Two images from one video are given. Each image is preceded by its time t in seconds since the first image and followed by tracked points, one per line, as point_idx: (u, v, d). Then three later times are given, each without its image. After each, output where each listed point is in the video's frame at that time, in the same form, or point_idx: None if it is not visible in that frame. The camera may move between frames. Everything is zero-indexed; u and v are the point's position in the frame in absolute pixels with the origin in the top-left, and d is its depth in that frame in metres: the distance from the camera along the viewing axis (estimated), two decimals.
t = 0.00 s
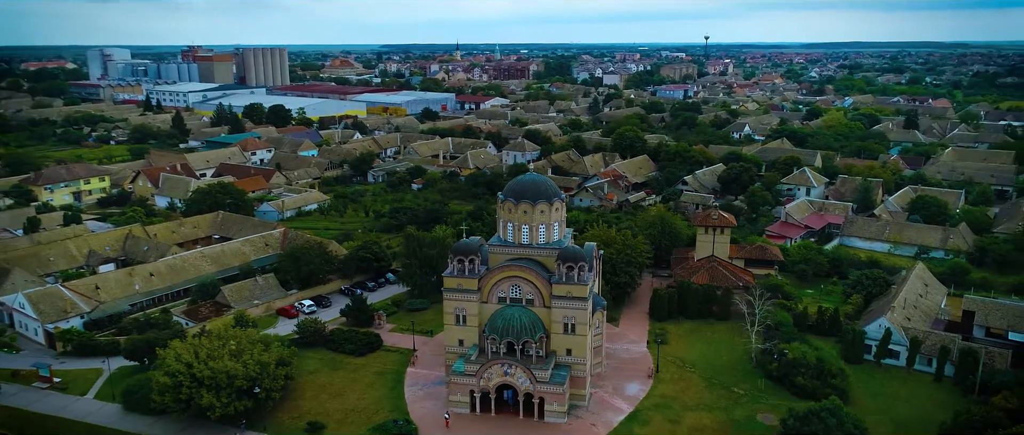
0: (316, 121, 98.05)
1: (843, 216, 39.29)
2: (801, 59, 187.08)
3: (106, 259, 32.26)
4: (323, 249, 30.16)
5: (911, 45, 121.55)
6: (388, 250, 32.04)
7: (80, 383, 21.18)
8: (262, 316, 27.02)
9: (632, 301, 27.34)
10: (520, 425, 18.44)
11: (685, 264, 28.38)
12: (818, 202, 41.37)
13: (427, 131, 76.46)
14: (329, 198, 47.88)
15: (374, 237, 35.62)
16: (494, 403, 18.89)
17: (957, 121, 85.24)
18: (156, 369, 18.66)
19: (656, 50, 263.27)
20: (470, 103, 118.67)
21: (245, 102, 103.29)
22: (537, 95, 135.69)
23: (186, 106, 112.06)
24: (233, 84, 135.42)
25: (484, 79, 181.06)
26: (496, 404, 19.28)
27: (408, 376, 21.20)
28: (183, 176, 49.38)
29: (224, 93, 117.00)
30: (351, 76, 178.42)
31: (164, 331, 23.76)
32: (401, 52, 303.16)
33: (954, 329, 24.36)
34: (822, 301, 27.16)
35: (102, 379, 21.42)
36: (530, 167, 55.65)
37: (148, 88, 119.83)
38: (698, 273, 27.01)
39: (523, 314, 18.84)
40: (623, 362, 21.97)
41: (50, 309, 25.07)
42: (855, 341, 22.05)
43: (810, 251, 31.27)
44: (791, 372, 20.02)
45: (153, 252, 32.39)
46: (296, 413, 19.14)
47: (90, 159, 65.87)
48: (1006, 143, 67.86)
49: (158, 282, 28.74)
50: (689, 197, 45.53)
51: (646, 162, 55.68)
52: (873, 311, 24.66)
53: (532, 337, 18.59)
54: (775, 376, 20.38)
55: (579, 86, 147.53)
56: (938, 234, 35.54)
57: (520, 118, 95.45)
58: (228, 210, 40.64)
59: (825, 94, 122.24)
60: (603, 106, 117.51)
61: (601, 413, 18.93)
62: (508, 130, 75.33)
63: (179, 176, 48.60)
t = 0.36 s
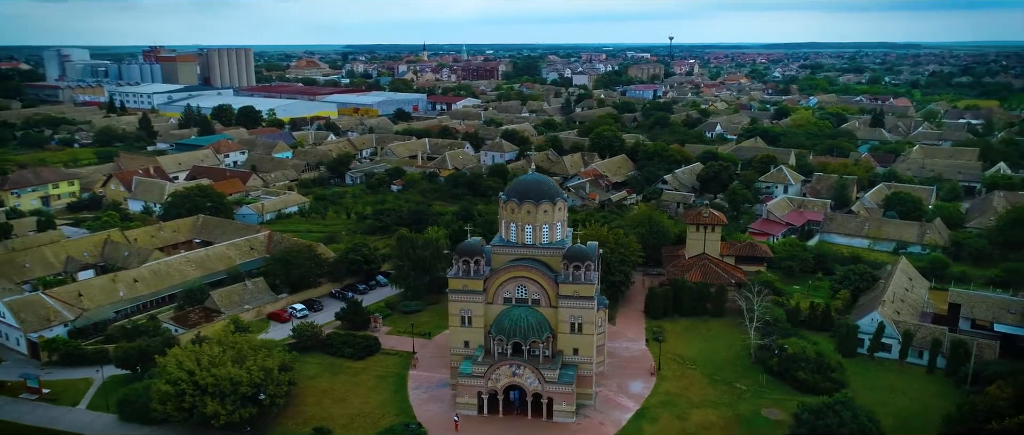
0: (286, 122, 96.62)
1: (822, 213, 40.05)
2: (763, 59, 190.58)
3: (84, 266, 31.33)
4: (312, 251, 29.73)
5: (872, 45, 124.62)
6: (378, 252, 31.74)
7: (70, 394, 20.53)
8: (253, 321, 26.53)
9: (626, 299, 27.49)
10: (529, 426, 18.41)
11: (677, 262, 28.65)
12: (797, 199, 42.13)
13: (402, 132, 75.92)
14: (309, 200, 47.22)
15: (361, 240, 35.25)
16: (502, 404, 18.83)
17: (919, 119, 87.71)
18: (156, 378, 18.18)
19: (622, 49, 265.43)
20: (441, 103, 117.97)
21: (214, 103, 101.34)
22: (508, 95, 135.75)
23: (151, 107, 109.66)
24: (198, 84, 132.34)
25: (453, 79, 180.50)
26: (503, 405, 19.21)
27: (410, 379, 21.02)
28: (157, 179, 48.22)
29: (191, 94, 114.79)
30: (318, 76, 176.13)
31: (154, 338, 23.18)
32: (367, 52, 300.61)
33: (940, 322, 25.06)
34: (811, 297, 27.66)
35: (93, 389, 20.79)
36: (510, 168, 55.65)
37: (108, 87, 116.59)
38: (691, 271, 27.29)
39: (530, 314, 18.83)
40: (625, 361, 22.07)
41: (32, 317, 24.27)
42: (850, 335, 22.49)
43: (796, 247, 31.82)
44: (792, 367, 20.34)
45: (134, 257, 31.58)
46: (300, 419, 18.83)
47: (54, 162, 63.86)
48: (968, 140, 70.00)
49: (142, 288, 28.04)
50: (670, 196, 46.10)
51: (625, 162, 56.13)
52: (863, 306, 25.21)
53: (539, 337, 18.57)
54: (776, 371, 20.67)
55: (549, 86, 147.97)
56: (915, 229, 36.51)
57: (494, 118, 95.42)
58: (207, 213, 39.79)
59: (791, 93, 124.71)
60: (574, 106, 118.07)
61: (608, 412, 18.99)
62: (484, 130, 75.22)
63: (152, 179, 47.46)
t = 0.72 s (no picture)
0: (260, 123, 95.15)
1: (805, 210, 40.68)
2: (731, 59, 193.23)
3: (68, 271, 30.50)
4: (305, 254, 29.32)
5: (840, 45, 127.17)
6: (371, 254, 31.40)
7: (66, 403, 19.97)
8: (247, 325, 26.08)
9: (624, 297, 27.61)
10: (541, 426, 18.38)
11: (671, 259, 28.88)
12: (780, 196, 42.76)
13: (380, 133, 75.36)
14: (292, 202, 46.57)
15: (351, 242, 34.87)
16: (513, 404, 18.76)
17: (888, 118, 89.79)
18: (160, 385, 17.74)
19: (592, 50, 267.01)
20: (416, 104, 117.31)
21: (184, 104, 99.24)
22: (483, 95, 135.56)
23: (118, 109, 106.30)
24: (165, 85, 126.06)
25: (426, 79, 179.56)
26: (513, 405, 19.16)
27: (416, 381, 20.85)
28: (134, 182, 47.12)
29: (160, 95, 111.92)
30: (288, 77, 173.56)
31: (149, 344, 22.66)
32: (335, 52, 296.47)
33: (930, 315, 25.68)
34: (805, 293, 28.11)
35: (90, 398, 20.25)
36: (494, 168, 55.59)
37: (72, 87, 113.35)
38: (687, 268, 27.53)
39: (539, 313, 18.81)
40: (629, 359, 22.15)
41: (20, 325, 23.56)
42: (847, 330, 22.89)
43: (786, 244, 32.27)
44: (796, 361, 20.62)
45: (120, 262, 30.83)
46: (308, 423, 18.57)
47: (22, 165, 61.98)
48: (937, 138, 71.82)
49: (131, 293, 27.38)
50: (654, 195, 46.56)
51: (607, 161, 56.43)
52: (857, 300, 25.69)
53: (549, 336, 18.54)
54: (780, 365, 20.94)
55: (523, 86, 147.99)
56: (897, 225, 37.31)
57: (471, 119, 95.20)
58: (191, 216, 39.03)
59: (762, 92, 126.67)
60: (550, 106, 118.30)
61: (619, 410, 19.06)
62: (463, 130, 74.99)
63: (130, 182, 46.41)
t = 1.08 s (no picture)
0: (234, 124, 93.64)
1: (790, 208, 41.39)
2: (699, 59, 195.51)
3: (53, 277, 29.68)
4: (300, 256, 28.93)
5: (808, 45, 129.45)
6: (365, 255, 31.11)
7: (66, 413, 19.45)
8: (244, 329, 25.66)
9: (622, 295, 27.74)
10: (555, 425, 18.40)
11: (668, 258, 29.15)
12: (765, 194, 43.39)
13: (360, 134, 74.72)
14: (276, 203, 45.95)
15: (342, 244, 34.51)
16: (526, 404, 18.75)
17: (859, 117, 91.62)
18: (169, 392, 17.37)
19: (561, 50, 267.87)
20: (392, 104, 116.55)
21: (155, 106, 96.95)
22: (457, 95, 135.24)
23: (86, 111, 101.22)
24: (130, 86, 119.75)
25: (399, 78, 178.37)
26: (526, 405, 19.13)
27: (424, 383, 20.74)
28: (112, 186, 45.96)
29: (127, 97, 108.10)
30: (258, 77, 170.97)
31: (148, 351, 22.20)
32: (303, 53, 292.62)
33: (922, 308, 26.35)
34: (799, 289, 28.54)
35: (91, 407, 19.76)
36: (479, 168, 55.49)
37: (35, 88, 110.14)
38: (685, 266, 27.76)
39: (552, 313, 18.83)
40: (636, 356, 22.26)
41: (10, 333, 22.88)
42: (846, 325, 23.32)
43: (777, 241, 32.74)
44: (801, 356, 20.93)
45: (107, 267, 30.11)
46: (320, 428, 18.36)
47: None
48: (908, 137, 73.48)
49: (122, 299, 26.76)
50: (641, 194, 46.92)
51: (591, 160, 56.72)
52: (852, 295, 26.20)
53: (562, 335, 18.56)
54: (785, 361, 21.25)
55: (497, 86, 147.87)
56: (881, 221, 38.08)
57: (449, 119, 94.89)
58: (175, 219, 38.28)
59: (733, 92, 128.45)
60: (526, 106, 118.39)
61: (631, 408, 19.18)
62: (443, 131, 74.68)
63: (108, 185, 45.32)
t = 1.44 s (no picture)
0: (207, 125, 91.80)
1: (774, 205, 42.12)
2: (669, 59, 197.18)
3: (37, 284, 28.82)
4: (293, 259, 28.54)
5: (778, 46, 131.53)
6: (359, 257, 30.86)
7: (66, 423, 18.95)
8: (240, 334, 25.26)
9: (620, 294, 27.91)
10: (568, 424, 18.45)
11: (663, 256, 29.45)
12: (749, 192, 43.94)
13: (338, 135, 73.93)
14: (259, 206, 45.26)
15: (333, 246, 34.15)
16: (538, 404, 18.77)
17: (830, 116, 93.29)
18: (177, 397, 17.02)
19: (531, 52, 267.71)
20: (367, 105, 115.45)
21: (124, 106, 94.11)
22: (432, 96, 134.50)
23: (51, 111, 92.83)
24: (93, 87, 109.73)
25: (371, 78, 176.56)
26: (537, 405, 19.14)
27: (432, 385, 20.63)
28: (90, 188, 44.86)
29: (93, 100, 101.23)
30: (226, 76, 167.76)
31: (146, 357, 21.72)
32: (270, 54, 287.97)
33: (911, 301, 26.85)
34: (792, 285, 28.98)
35: (91, 417, 19.30)
36: (462, 169, 55.31)
37: None
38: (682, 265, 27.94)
39: (562, 312, 18.86)
40: (639, 354, 22.40)
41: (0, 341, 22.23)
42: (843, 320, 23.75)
43: (767, 238, 33.20)
44: (803, 351, 21.25)
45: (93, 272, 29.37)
46: (331, 432, 18.16)
47: None
48: (880, 134, 74.99)
49: (112, 305, 26.16)
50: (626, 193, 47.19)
51: (573, 160, 56.96)
52: (845, 290, 26.70)
53: (573, 334, 18.62)
54: (787, 356, 21.56)
55: (471, 86, 147.41)
56: (864, 218, 38.84)
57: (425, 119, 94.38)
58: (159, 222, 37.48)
59: (706, 91, 129.86)
60: (502, 106, 118.23)
61: (641, 405, 19.34)
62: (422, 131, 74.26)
63: (85, 188, 44.18)
